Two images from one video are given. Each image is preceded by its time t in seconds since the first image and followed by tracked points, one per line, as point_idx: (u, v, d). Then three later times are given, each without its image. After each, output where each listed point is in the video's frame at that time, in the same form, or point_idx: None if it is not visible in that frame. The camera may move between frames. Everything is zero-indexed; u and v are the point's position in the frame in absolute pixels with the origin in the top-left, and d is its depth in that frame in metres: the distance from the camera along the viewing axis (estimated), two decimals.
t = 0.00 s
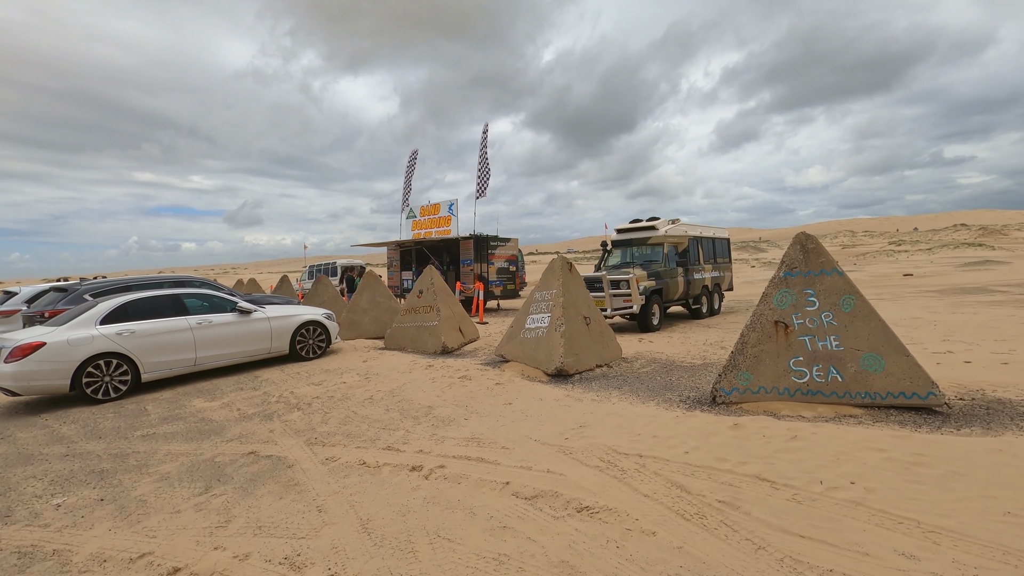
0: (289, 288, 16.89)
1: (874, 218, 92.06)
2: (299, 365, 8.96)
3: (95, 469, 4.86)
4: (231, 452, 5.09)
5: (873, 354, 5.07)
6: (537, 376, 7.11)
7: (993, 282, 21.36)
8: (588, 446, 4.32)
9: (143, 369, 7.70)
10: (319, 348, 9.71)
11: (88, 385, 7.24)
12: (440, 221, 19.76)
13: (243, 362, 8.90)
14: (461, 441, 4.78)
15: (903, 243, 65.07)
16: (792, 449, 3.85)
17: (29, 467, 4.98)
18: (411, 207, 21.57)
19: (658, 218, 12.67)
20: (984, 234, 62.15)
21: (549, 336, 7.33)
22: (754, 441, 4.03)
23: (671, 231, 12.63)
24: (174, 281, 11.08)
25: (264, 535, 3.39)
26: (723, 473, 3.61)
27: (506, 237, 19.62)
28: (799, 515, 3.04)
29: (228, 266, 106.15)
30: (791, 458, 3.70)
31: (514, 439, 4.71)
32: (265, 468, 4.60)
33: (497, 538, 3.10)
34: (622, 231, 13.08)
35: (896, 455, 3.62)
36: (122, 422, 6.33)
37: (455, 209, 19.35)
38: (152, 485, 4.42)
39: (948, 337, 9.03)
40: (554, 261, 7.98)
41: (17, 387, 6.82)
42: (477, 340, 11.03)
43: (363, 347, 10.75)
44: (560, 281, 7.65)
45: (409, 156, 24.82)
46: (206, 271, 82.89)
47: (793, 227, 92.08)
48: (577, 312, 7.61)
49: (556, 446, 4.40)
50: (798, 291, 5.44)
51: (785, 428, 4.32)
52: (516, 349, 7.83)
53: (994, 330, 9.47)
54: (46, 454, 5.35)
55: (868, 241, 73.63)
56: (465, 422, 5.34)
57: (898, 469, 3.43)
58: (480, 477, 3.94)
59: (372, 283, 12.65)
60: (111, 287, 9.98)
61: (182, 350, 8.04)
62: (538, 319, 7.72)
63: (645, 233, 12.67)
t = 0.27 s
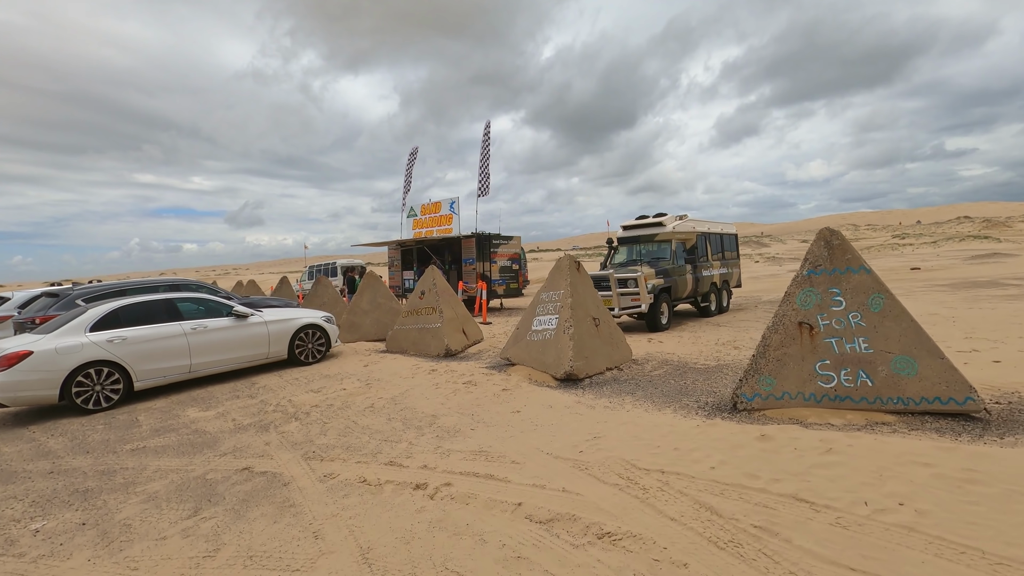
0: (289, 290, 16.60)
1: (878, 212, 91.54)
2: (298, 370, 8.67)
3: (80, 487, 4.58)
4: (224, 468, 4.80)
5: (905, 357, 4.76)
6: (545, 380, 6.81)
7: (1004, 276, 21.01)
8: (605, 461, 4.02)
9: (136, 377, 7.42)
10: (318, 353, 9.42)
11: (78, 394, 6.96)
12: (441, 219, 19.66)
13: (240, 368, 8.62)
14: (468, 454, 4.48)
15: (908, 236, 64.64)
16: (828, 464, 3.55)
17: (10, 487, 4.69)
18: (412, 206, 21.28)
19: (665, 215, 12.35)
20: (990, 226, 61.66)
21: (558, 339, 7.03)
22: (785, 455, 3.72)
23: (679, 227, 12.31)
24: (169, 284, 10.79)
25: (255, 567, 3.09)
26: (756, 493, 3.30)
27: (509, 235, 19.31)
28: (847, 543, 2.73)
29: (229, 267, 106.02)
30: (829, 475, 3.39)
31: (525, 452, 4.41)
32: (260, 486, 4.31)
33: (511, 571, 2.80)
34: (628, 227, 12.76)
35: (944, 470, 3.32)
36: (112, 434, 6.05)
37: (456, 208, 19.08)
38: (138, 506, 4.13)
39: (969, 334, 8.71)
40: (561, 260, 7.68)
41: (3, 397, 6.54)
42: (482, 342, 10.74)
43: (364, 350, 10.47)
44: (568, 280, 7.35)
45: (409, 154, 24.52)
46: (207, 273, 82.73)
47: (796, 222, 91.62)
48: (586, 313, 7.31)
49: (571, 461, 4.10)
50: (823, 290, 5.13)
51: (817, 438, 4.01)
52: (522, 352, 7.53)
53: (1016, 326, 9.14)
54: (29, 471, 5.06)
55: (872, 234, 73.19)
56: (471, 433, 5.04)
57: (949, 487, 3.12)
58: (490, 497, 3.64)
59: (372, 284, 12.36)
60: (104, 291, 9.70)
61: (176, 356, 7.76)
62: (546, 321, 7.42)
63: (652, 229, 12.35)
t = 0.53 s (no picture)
0: (287, 286, 16.29)
1: (880, 206, 91.08)
2: (294, 369, 8.38)
3: (57, 497, 4.29)
4: (211, 475, 4.51)
5: (938, 356, 4.46)
6: (551, 380, 6.51)
7: (1012, 270, 20.69)
8: (620, 469, 3.72)
9: (125, 377, 7.13)
10: (315, 350, 9.13)
11: (64, 395, 6.67)
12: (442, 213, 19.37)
13: (234, 367, 8.33)
14: (472, 461, 4.18)
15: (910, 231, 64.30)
16: (866, 474, 3.25)
17: None
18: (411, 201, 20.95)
19: (671, 208, 12.02)
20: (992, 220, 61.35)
21: (564, 336, 6.72)
22: (817, 463, 3.42)
23: (685, 220, 11.99)
24: (162, 281, 10.48)
25: None
26: (790, 506, 3.00)
27: (510, 230, 19.00)
28: (900, 567, 2.43)
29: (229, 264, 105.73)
30: (869, 487, 3.09)
31: (533, 459, 4.11)
32: (248, 496, 4.01)
33: None
34: (633, 221, 12.44)
35: (996, 481, 3.02)
36: (97, 438, 5.75)
37: (456, 202, 18.77)
38: (117, 519, 3.83)
39: (989, 330, 8.41)
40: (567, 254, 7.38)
41: None
42: (483, 339, 10.44)
43: (362, 348, 10.17)
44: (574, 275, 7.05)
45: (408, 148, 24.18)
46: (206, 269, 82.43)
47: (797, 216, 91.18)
48: (593, 310, 7.00)
49: (583, 469, 3.80)
50: (849, 284, 4.83)
51: (849, 444, 3.70)
52: (527, 350, 7.23)
53: None
54: (6, 478, 4.77)
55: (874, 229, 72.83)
56: (474, 437, 4.74)
57: (1005, 500, 2.82)
58: (497, 510, 3.34)
59: (371, 280, 12.05)
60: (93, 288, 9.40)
61: (166, 355, 7.46)
62: (551, 317, 7.11)
63: (658, 223, 12.02)
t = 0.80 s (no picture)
0: (284, 285, 15.99)
1: (883, 208, 90.61)
2: (287, 373, 8.07)
3: (24, 515, 3.98)
4: (190, 491, 4.20)
5: (972, 369, 4.13)
6: (555, 388, 6.20)
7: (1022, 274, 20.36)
8: (632, 493, 3.41)
9: (109, 381, 6.82)
10: (309, 353, 8.82)
11: (43, 400, 6.37)
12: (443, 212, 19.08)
13: (224, 370, 8.02)
14: (470, 480, 3.87)
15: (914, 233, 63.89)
16: (906, 504, 2.93)
17: None
18: (412, 199, 20.66)
19: (678, 208, 11.68)
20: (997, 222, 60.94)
21: (568, 341, 6.41)
22: (850, 491, 3.11)
23: (692, 220, 11.67)
24: (153, 280, 10.18)
25: None
26: (824, 542, 2.69)
27: (512, 230, 18.69)
28: None
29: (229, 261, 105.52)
30: (912, 519, 2.78)
31: (537, 479, 3.79)
32: (227, 517, 3.71)
33: None
34: (638, 221, 12.10)
35: None
36: (75, 447, 5.45)
37: (456, 200, 18.46)
38: (84, 541, 3.53)
39: (1010, 337, 8.08)
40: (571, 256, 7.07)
41: None
42: (484, 342, 10.12)
43: (359, 350, 9.86)
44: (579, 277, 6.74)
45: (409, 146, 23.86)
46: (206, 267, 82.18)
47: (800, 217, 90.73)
48: (599, 314, 6.69)
49: (591, 492, 3.49)
50: (875, 291, 4.50)
51: (882, 467, 3.39)
52: (530, 356, 6.92)
53: None
54: None
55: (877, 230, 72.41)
56: (473, 452, 4.43)
57: None
58: (496, 540, 3.03)
59: (369, 280, 11.74)
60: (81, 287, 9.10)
61: (153, 358, 7.16)
62: (555, 322, 6.80)
63: (664, 223, 11.68)
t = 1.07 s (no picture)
0: (284, 284, 15.72)
1: (891, 206, 89.81)
2: (283, 376, 7.79)
3: None
4: (171, 509, 3.91)
5: (1017, 380, 3.80)
6: (561, 395, 5.89)
7: None
8: (649, 519, 3.09)
9: (96, 386, 6.56)
10: (307, 356, 8.53)
11: (27, 406, 6.11)
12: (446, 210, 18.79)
13: (218, 373, 7.75)
14: (471, 500, 3.56)
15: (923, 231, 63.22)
16: (958, 536, 2.61)
17: None
18: (414, 197, 20.42)
19: (687, 206, 11.35)
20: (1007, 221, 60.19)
21: (576, 345, 6.10)
22: (894, 519, 2.78)
23: (702, 219, 11.33)
24: (148, 280, 9.92)
25: None
26: None
27: (516, 228, 18.38)
28: None
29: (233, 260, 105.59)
30: (969, 556, 2.45)
31: (544, 499, 3.49)
32: (208, 540, 3.41)
33: None
34: (646, 219, 11.76)
35: None
36: (56, 457, 5.17)
37: (460, 198, 18.15)
38: (51, 568, 3.24)
39: None
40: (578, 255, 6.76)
41: None
42: (487, 344, 9.81)
43: (358, 353, 9.57)
44: (586, 277, 6.43)
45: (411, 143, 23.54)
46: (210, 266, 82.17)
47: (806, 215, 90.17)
48: (607, 316, 6.37)
49: (603, 516, 3.18)
50: (909, 294, 4.16)
51: (926, 490, 3.06)
52: (535, 360, 6.61)
53: None
54: None
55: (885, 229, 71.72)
56: (475, 467, 4.13)
57: None
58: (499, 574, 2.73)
59: (369, 280, 11.43)
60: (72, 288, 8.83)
61: (143, 362, 6.88)
62: (561, 325, 6.48)
63: (672, 221, 11.36)
